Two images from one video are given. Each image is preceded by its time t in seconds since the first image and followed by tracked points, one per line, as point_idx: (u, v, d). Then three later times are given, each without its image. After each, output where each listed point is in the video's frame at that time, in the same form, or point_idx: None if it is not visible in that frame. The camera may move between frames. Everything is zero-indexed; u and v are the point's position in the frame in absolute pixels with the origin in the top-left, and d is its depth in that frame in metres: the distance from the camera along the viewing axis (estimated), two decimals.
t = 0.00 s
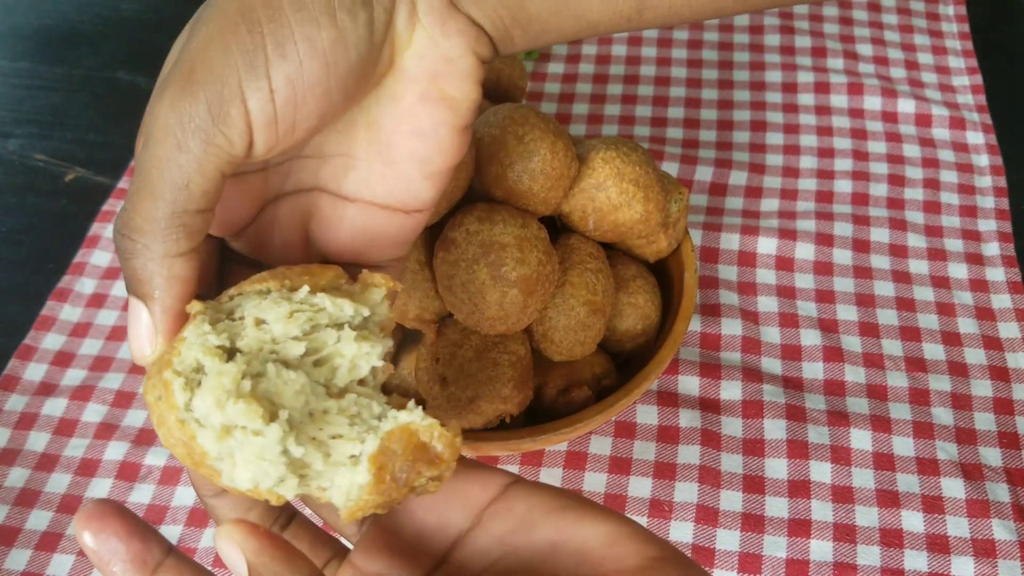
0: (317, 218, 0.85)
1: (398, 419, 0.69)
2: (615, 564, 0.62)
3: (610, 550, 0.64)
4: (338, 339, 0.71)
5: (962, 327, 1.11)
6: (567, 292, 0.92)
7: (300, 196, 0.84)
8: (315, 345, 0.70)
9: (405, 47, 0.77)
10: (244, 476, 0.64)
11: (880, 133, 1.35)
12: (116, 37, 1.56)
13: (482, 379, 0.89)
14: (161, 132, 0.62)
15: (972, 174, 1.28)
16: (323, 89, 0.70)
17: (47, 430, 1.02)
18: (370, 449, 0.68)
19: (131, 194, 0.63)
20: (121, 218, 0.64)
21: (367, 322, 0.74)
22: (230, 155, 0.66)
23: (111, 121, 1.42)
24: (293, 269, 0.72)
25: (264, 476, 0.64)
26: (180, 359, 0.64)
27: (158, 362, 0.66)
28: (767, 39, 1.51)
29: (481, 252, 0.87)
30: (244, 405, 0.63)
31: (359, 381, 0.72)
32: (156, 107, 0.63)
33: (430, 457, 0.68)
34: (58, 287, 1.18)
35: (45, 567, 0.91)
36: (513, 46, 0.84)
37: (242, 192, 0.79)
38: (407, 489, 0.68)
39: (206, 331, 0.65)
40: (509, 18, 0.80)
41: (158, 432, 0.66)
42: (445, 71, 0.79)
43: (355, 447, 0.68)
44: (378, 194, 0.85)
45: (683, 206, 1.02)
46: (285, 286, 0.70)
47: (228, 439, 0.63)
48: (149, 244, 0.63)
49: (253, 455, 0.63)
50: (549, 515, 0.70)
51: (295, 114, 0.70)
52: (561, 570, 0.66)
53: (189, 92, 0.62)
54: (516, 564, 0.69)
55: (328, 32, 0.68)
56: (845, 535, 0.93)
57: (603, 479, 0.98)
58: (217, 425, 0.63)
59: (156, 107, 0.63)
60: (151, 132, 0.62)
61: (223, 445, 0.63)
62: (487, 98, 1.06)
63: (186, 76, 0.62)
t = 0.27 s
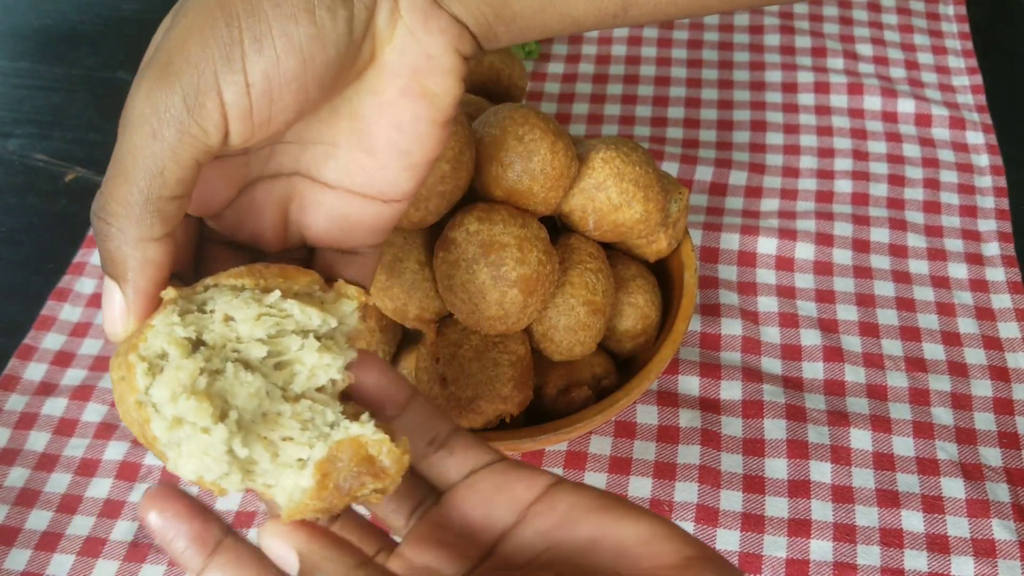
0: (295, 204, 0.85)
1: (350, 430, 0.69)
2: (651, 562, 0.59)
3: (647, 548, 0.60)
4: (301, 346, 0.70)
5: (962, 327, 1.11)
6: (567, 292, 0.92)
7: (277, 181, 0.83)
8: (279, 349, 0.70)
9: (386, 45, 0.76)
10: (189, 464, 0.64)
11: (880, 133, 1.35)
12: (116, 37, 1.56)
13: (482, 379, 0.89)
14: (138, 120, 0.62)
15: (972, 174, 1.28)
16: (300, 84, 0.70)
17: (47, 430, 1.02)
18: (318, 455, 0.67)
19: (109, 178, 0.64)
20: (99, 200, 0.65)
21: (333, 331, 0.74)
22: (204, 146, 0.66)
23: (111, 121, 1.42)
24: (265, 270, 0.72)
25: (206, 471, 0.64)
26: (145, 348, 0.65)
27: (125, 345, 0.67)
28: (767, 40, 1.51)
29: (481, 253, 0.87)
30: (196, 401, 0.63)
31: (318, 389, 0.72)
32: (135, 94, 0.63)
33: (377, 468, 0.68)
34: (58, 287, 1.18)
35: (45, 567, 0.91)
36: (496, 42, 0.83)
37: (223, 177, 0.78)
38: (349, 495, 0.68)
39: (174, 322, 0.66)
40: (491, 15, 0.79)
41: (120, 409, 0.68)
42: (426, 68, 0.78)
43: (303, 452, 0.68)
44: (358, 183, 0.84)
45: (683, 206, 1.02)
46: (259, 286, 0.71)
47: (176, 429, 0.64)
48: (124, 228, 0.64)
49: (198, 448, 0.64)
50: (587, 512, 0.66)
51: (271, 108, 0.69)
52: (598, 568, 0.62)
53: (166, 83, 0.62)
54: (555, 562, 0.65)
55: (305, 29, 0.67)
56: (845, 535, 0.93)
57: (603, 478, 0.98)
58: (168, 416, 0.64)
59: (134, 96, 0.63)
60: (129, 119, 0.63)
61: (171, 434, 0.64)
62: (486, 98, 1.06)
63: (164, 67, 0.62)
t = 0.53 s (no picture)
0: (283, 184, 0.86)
1: (330, 428, 0.74)
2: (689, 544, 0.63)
3: (686, 530, 0.64)
4: (289, 346, 0.73)
5: (963, 327, 1.11)
6: (567, 292, 0.92)
7: (267, 163, 0.84)
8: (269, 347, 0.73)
9: (376, 45, 0.76)
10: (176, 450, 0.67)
11: (879, 133, 1.35)
12: (116, 37, 1.57)
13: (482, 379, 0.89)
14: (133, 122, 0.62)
15: (972, 174, 1.28)
16: (293, 86, 0.70)
17: (47, 430, 1.02)
18: (298, 450, 0.72)
19: (108, 175, 0.64)
20: (98, 195, 0.65)
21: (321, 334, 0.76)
22: (199, 146, 0.66)
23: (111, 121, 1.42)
24: (260, 269, 0.74)
25: (193, 459, 0.68)
26: (142, 337, 0.68)
27: (123, 329, 0.70)
28: (767, 40, 1.51)
29: (481, 253, 0.86)
30: (186, 396, 0.66)
31: (302, 386, 0.75)
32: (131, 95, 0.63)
33: (351, 466, 0.73)
34: (58, 287, 1.18)
35: (44, 567, 0.91)
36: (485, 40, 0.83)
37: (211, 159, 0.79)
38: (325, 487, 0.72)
39: (171, 315, 0.68)
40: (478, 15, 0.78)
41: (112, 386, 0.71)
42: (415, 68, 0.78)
43: (283, 446, 0.72)
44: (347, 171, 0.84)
45: (683, 206, 1.02)
46: (254, 285, 0.73)
47: (167, 417, 0.67)
48: (125, 223, 0.65)
49: (186, 439, 0.67)
50: (629, 494, 0.68)
51: (265, 108, 0.70)
52: (640, 549, 0.65)
53: (161, 86, 0.62)
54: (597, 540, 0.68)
55: (297, 37, 0.67)
56: (845, 535, 0.93)
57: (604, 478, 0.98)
58: (160, 405, 0.67)
59: (131, 98, 0.63)
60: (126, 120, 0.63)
61: (162, 422, 0.67)
62: (485, 98, 1.06)
63: (160, 71, 0.62)
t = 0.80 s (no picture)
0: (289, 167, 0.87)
1: (358, 407, 0.74)
2: (706, 533, 0.69)
3: (703, 518, 0.69)
4: (316, 331, 0.74)
5: (962, 327, 1.11)
6: (567, 292, 0.92)
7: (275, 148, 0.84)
8: (297, 333, 0.74)
9: (391, 44, 0.77)
10: (213, 432, 0.69)
11: (879, 133, 1.35)
12: (116, 37, 1.57)
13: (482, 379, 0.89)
14: (163, 138, 0.62)
15: (972, 174, 1.28)
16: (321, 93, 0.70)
17: (47, 430, 1.02)
18: (331, 428, 0.72)
19: (139, 185, 0.64)
20: (129, 203, 0.65)
21: (347, 318, 0.77)
22: (228, 155, 0.66)
23: (111, 121, 1.42)
24: (285, 263, 0.77)
25: (227, 436, 0.68)
26: (178, 327, 0.70)
27: (157, 323, 0.72)
28: (767, 40, 1.51)
29: (481, 253, 0.86)
30: (220, 372, 0.68)
31: (330, 369, 0.76)
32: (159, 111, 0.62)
33: (383, 442, 0.74)
34: (58, 287, 1.18)
35: (45, 567, 0.91)
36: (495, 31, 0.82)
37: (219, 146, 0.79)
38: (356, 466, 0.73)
39: (204, 307, 0.70)
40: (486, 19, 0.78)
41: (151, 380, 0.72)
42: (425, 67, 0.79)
43: (315, 425, 0.72)
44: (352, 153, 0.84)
45: (682, 206, 1.02)
46: (281, 277, 0.76)
47: (203, 398, 0.68)
48: (160, 230, 0.65)
49: (222, 417, 0.68)
50: (653, 482, 0.72)
51: (292, 116, 0.70)
52: (660, 534, 0.70)
53: (191, 105, 0.61)
54: (620, 524, 0.72)
55: (323, 51, 0.66)
56: (845, 535, 0.93)
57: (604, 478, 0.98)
58: (196, 385, 0.68)
59: (160, 112, 0.62)
60: (155, 135, 0.62)
61: (198, 403, 0.68)
62: (485, 98, 1.06)
63: (190, 86, 0.61)
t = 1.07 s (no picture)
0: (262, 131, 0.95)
1: (349, 375, 0.75)
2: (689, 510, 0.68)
3: (685, 496, 0.69)
4: (306, 300, 0.75)
5: (962, 327, 1.11)
6: (567, 292, 0.92)
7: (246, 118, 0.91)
8: (287, 304, 0.75)
9: None
10: (205, 403, 0.69)
11: (879, 133, 1.35)
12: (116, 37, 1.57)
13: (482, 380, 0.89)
14: (156, 113, 0.61)
15: (972, 174, 1.28)
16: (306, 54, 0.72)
17: (47, 430, 1.02)
18: (322, 398, 0.73)
19: (133, 161, 0.63)
20: (124, 178, 0.64)
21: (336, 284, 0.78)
22: (221, 123, 0.67)
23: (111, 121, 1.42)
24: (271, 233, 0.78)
25: (220, 407, 0.69)
26: (166, 300, 0.70)
27: (144, 298, 0.72)
28: (767, 40, 1.51)
29: (481, 252, 0.86)
30: (210, 340, 0.68)
31: (319, 339, 0.77)
32: (149, 86, 0.61)
33: (372, 412, 0.74)
34: (58, 287, 1.18)
35: (45, 567, 0.91)
36: None
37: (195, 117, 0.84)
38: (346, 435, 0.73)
39: (192, 279, 0.71)
40: None
41: (137, 357, 0.72)
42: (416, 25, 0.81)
43: (308, 396, 0.73)
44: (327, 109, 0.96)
45: (683, 206, 1.02)
46: (267, 246, 0.76)
47: (195, 370, 0.68)
48: (156, 202, 0.65)
49: (213, 385, 0.68)
50: (634, 458, 0.72)
51: (281, 80, 0.72)
52: (640, 511, 0.70)
53: (184, 79, 0.61)
54: (601, 499, 0.72)
55: (311, 17, 0.67)
56: (845, 535, 0.93)
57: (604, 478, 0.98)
58: (187, 356, 0.69)
59: (151, 86, 0.61)
60: (146, 110, 0.62)
61: (189, 374, 0.68)
62: (485, 98, 1.06)
63: (181, 60, 0.61)
